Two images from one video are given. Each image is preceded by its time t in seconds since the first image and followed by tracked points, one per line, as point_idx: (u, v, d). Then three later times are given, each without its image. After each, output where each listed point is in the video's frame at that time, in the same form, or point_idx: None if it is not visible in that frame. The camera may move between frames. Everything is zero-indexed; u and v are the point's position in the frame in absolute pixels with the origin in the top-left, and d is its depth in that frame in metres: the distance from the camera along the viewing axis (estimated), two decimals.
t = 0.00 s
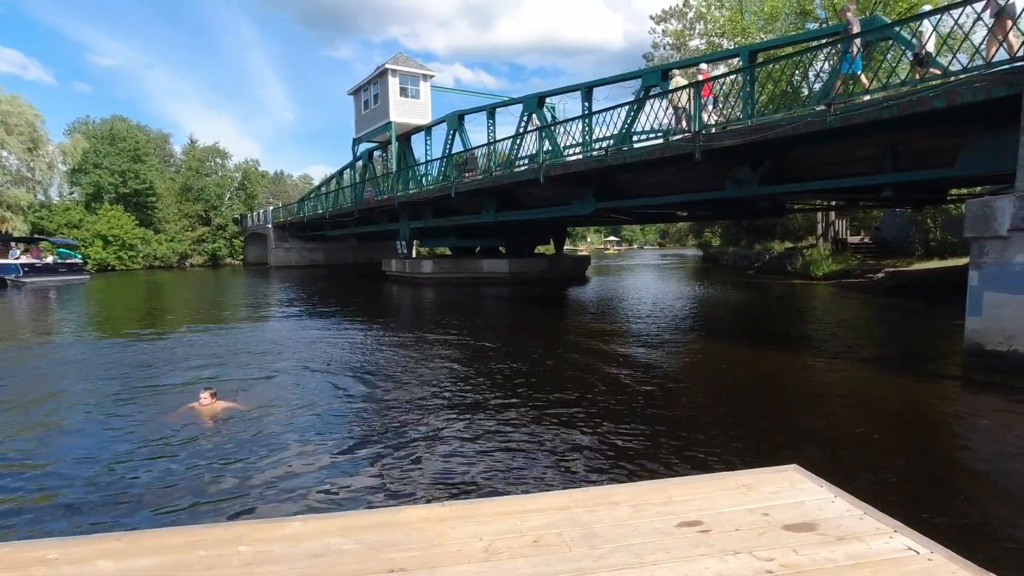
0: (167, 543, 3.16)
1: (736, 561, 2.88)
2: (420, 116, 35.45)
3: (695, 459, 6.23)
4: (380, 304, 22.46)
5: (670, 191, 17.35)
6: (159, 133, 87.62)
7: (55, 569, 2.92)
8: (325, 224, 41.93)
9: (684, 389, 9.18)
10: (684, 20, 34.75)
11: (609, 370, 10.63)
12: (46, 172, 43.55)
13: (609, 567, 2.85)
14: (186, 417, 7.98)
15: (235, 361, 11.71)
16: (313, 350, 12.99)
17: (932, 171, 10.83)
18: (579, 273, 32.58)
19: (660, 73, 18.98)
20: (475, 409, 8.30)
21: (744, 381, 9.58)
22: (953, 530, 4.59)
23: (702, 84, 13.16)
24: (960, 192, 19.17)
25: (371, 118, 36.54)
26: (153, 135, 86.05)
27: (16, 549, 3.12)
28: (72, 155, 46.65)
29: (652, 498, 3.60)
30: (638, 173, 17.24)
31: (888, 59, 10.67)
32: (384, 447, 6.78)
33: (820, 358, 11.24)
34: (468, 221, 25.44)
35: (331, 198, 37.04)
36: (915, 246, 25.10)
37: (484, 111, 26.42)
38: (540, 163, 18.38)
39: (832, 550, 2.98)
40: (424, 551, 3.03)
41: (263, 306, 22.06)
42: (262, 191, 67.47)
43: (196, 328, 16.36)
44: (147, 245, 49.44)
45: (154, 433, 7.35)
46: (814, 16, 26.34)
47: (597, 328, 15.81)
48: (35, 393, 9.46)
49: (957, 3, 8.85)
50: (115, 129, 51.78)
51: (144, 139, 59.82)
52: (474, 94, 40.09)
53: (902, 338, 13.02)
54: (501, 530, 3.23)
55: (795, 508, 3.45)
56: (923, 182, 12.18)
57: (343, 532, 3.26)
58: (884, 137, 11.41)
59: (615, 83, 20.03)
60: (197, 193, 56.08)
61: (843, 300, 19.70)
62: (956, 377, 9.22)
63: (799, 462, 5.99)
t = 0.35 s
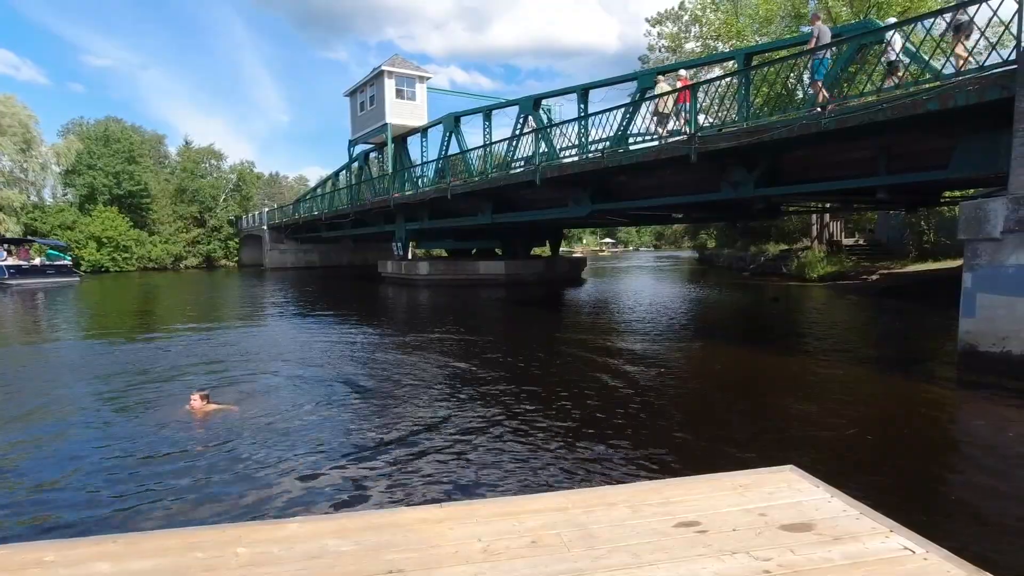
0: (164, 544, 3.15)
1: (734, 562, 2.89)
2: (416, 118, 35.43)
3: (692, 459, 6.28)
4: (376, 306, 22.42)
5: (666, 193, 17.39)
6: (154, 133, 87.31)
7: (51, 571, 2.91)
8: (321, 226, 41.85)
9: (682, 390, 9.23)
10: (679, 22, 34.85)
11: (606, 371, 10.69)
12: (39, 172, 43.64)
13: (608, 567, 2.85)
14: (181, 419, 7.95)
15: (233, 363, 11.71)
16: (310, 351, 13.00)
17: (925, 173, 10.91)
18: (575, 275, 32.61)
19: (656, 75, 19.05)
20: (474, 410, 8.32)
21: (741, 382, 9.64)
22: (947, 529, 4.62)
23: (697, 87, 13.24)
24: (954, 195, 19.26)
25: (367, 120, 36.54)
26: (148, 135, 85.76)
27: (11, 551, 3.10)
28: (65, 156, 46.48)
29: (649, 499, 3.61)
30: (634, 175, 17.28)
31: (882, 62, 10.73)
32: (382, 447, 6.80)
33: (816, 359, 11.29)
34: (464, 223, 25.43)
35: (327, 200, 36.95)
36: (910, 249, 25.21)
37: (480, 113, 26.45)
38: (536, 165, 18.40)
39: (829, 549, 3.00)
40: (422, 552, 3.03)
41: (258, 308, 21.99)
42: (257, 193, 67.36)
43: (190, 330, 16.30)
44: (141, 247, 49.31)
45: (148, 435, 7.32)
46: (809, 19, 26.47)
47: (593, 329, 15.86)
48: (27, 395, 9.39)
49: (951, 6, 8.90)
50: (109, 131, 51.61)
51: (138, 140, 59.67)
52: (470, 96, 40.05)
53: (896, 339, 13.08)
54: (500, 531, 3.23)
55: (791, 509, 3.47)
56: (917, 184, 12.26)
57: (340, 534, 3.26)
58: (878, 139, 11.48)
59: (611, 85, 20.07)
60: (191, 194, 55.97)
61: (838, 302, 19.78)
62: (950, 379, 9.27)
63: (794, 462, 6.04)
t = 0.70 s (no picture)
0: (166, 546, 3.15)
1: (734, 562, 2.90)
2: (414, 119, 35.43)
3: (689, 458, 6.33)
4: (374, 307, 22.39)
5: (664, 195, 17.42)
6: (150, 133, 87.11)
7: (53, 572, 2.91)
8: (318, 227, 41.80)
9: (682, 390, 9.26)
10: (676, 24, 34.92)
11: (603, 372, 10.76)
12: (35, 173, 43.67)
13: (609, 567, 2.86)
14: (179, 420, 7.93)
15: (231, 363, 11.73)
16: (309, 352, 13.02)
17: (922, 175, 10.95)
18: (572, 276, 32.63)
19: (654, 76, 19.08)
20: (475, 410, 8.35)
21: (741, 383, 9.68)
22: (946, 529, 4.64)
23: (695, 89, 13.26)
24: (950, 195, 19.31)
25: (365, 121, 36.52)
26: (145, 136, 85.59)
27: (12, 553, 3.10)
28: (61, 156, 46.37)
29: (650, 499, 3.61)
30: (632, 177, 17.31)
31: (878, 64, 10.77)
32: (381, 447, 6.82)
33: (814, 360, 11.33)
34: (462, 224, 25.42)
35: (325, 201, 36.91)
36: (906, 250, 25.29)
37: (478, 114, 26.47)
38: (535, 166, 18.41)
39: (829, 549, 3.01)
40: (424, 553, 3.03)
41: (255, 309, 21.95)
42: (255, 194, 67.24)
43: (186, 331, 16.26)
44: (138, 248, 49.21)
45: (145, 436, 7.30)
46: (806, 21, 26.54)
47: (590, 330, 15.91)
48: (24, 397, 9.36)
49: (948, 9, 8.93)
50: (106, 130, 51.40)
51: (135, 140, 59.54)
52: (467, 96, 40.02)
53: (894, 340, 13.11)
54: (501, 532, 3.24)
55: (791, 509, 3.48)
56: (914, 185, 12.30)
57: (341, 535, 3.26)
58: (876, 141, 11.51)
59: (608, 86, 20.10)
60: (188, 195, 55.86)
61: (835, 303, 19.81)
62: (947, 379, 9.31)
63: (794, 463, 6.07)
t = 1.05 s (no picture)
0: (169, 546, 3.16)
1: (737, 561, 2.91)
2: (413, 119, 35.44)
3: (688, 458, 6.37)
4: (374, 307, 22.39)
5: (664, 195, 17.44)
6: (149, 133, 87.05)
7: (56, 573, 2.92)
8: (317, 227, 41.80)
9: (684, 391, 9.28)
10: (676, 24, 34.93)
11: (603, 372, 10.78)
12: (34, 173, 43.82)
13: (611, 567, 2.87)
14: (180, 420, 7.95)
15: (232, 363, 11.75)
16: (309, 352, 13.05)
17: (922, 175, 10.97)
18: (571, 277, 32.65)
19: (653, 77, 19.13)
20: (477, 411, 8.37)
21: (741, 383, 9.70)
22: (947, 529, 4.66)
23: (695, 89, 13.27)
24: (949, 196, 19.37)
25: (364, 121, 36.52)
26: (143, 136, 85.48)
27: (17, 553, 3.11)
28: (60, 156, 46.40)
29: (652, 499, 3.63)
30: (631, 177, 17.33)
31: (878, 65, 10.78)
32: (382, 447, 6.85)
33: (814, 360, 11.36)
34: (461, 224, 25.43)
35: (324, 201, 36.91)
36: (906, 250, 25.33)
37: (478, 114, 26.49)
38: (535, 166, 18.43)
39: (830, 549, 3.02)
40: (427, 553, 3.04)
41: (254, 310, 21.92)
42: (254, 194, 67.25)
43: (185, 331, 16.26)
44: (137, 248, 49.19)
45: (146, 436, 7.30)
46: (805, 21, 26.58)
47: (588, 330, 15.96)
48: (24, 397, 9.38)
49: (948, 10, 8.94)
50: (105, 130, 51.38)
51: (134, 141, 59.53)
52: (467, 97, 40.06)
53: (893, 340, 13.13)
54: (503, 532, 3.25)
55: (793, 509, 3.49)
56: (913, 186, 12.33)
57: (344, 535, 3.27)
58: (876, 141, 11.52)
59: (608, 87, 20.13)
60: (188, 195, 55.93)
61: (835, 304, 19.83)
62: (947, 379, 9.34)
63: (795, 463, 6.08)
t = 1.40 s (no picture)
0: (169, 546, 3.15)
1: (737, 561, 2.92)
2: (413, 119, 35.44)
3: (690, 458, 6.36)
4: (373, 307, 22.40)
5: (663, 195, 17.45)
6: (149, 134, 86.96)
7: (56, 572, 2.92)
8: (317, 227, 41.80)
9: (683, 390, 9.29)
10: (675, 24, 34.95)
11: (603, 372, 10.78)
12: (32, 172, 43.84)
13: (610, 567, 2.87)
14: (179, 420, 7.94)
15: (231, 363, 11.74)
16: (307, 352, 13.02)
17: (920, 175, 11.00)
18: (571, 276, 32.70)
19: (652, 78, 19.15)
20: (476, 410, 8.37)
21: (740, 382, 9.72)
22: (943, 528, 4.68)
23: (695, 89, 13.25)
24: (948, 196, 19.40)
25: (363, 121, 36.52)
26: (142, 136, 85.37)
27: (18, 553, 3.11)
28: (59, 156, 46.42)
29: (651, 499, 3.64)
30: (630, 177, 17.36)
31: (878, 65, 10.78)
32: (382, 446, 6.85)
33: (812, 360, 11.37)
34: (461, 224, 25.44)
35: (323, 201, 36.89)
36: (904, 250, 25.37)
37: (478, 114, 26.49)
38: (534, 166, 18.44)
39: (829, 548, 3.03)
40: (428, 552, 3.05)
41: (254, 309, 21.91)
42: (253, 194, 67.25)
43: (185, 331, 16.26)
44: (136, 248, 49.20)
45: (146, 436, 7.30)
46: (804, 21, 26.61)
47: (588, 330, 15.95)
48: (22, 397, 9.36)
49: (948, 11, 8.96)
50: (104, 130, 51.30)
51: (133, 140, 59.51)
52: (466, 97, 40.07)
53: (890, 340, 13.16)
54: (503, 531, 3.25)
55: (791, 508, 3.50)
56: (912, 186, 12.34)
57: (344, 535, 3.27)
58: (875, 141, 11.53)
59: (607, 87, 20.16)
60: (187, 195, 56.02)
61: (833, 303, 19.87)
62: (945, 379, 9.34)
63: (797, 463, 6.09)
